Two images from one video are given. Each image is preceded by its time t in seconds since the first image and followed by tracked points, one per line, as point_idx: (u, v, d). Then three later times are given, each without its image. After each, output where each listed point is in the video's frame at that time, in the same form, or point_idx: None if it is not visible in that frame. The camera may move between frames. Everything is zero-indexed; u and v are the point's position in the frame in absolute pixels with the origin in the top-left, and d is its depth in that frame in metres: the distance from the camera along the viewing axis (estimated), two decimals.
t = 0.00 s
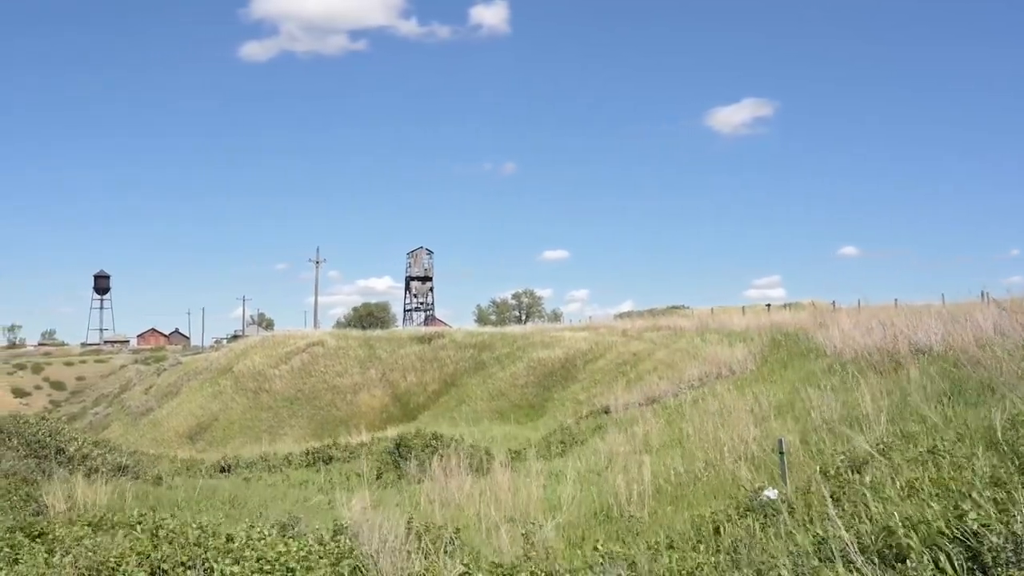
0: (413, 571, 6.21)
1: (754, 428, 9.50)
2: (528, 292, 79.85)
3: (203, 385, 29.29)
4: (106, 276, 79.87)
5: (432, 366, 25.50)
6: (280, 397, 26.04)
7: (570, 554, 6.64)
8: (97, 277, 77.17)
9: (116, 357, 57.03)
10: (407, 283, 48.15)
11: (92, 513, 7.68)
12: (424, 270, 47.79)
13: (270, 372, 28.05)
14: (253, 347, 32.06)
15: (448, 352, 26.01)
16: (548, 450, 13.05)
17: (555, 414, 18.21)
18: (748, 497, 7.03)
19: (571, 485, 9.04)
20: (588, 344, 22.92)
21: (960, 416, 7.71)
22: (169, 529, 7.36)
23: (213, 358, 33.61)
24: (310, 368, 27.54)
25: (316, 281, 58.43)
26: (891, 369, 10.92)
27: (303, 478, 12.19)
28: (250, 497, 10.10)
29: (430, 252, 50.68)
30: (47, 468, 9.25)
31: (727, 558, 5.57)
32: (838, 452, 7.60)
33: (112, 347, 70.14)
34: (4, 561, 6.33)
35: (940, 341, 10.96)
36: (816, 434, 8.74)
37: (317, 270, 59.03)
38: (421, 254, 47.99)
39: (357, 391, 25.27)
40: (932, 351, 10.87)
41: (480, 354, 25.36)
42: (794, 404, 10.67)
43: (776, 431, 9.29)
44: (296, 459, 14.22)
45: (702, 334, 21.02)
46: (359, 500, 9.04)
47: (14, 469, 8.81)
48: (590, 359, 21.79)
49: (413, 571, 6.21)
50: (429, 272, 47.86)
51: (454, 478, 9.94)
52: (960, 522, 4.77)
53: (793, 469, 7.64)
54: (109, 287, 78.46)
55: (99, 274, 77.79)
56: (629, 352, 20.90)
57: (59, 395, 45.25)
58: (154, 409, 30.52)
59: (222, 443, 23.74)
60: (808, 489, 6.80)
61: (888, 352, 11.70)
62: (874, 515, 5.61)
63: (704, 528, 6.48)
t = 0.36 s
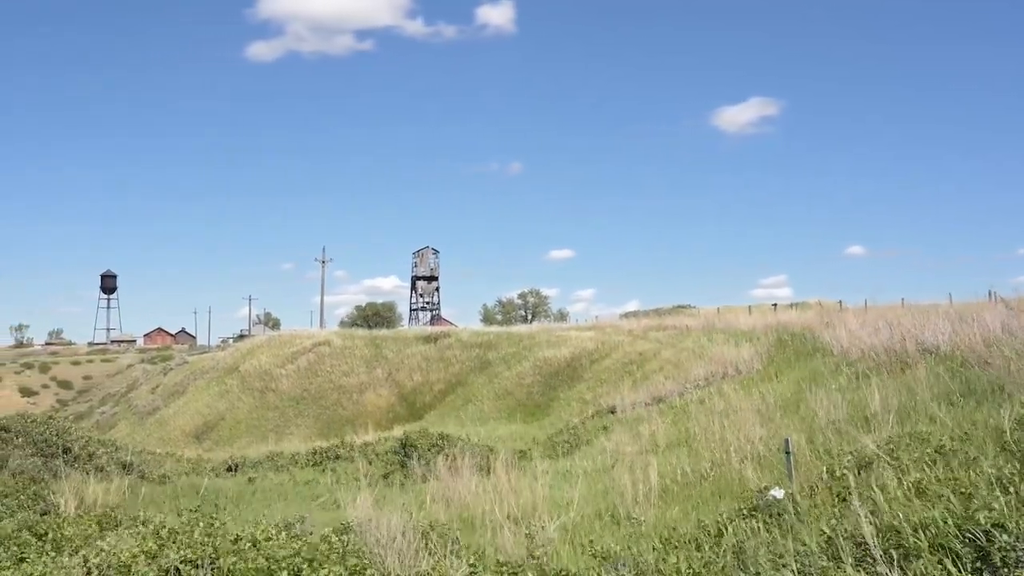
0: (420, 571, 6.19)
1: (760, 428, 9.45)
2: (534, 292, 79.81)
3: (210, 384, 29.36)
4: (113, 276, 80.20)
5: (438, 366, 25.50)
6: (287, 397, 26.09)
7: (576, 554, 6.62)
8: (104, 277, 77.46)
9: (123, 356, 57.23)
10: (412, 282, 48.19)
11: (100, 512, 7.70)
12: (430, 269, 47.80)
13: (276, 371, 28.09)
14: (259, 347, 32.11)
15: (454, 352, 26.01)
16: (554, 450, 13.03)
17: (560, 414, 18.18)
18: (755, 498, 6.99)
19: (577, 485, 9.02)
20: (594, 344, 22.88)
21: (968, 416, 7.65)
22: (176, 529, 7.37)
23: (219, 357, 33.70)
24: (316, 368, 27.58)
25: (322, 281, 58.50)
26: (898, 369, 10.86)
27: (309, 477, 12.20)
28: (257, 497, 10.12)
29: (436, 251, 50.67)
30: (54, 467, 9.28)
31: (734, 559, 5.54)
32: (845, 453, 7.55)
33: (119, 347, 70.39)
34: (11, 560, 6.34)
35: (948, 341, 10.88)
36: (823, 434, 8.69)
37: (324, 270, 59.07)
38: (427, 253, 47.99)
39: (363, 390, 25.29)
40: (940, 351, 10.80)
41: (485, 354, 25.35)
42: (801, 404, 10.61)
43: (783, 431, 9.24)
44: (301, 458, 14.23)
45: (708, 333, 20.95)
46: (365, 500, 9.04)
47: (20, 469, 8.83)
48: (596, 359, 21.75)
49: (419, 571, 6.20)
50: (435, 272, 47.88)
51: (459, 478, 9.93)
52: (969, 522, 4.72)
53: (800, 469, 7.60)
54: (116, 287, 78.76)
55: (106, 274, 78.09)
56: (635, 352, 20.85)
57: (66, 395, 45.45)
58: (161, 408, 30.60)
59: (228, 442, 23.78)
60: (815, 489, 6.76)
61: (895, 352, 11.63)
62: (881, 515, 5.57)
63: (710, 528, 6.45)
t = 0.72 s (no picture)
0: (427, 571, 6.17)
1: (767, 428, 9.41)
2: (541, 292, 79.77)
3: (217, 384, 29.46)
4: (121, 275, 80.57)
5: (445, 365, 25.51)
6: (293, 396, 26.15)
7: (584, 553, 6.60)
8: (112, 276, 77.83)
9: (130, 356, 57.43)
10: (419, 282, 48.22)
11: (108, 510, 7.74)
12: (436, 269, 47.82)
13: (283, 371, 28.16)
14: (267, 347, 32.20)
15: (461, 352, 26.02)
16: (560, 449, 13.02)
17: (567, 413, 18.16)
18: (761, 497, 6.96)
19: (584, 484, 9.01)
20: (600, 343, 22.85)
21: (976, 416, 7.59)
22: (184, 528, 7.39)
23: (226, 357, 33.82)
24: (323, 367, 27.63)
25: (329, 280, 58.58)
26: (906, 369, 10.78)
27: (316, 476, 12.23)
28: (264, 495, 10.15)
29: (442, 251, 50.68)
30: (62, 466, 9.32)
31: (743, 558, 5.51)
32: (852, 453, 7.50)
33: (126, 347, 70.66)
34: (20, 558, 6.37)
35: (956, 341, 10.80)
36: (830, 434, 8.64)
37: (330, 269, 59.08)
38: (433, 253, 47.97)
39: (370, 390, 25.33)
40: (948, 351, 10.72)
41: (491, 353, 25.35)
42: (808, 404, 10.55)
43: (789, 431, 9.19)
44: (307, 457, 14.26)
45: (716, 333, 20.86)
46: (372, 499, 9.06)
47: (29, 467, 8.87)
48: (603, 358, 21.71)
49: (427, 571, 6.19)
50: (441, 271, 47.90)
51: (466, 477, 9.94)
52: (977, 522, 4.69)
53: (806, 469, 7.56)
54: (123, 287, 79.11)
55: (114, 273, 78.45)
56: (642, 351, 20.80)
57: (74, 394, 45.74)
58: (169, 407, 30.73)
59: (235, 441, 23.86)
60: (821, 489, 6.72)
61: (903, 352, 11.56)
62: (888, 515, 5.54)
63: (717, 529, 6.42)
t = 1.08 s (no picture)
0: (434, 570, 6.15)
1: (774, 428, 9.36)
2: (547, 291, 79.72)
3: (224, 383, 29.58)
4: (129, 274, 80.96)
5: (451, 364, 25.52)
6: (300, 395, 26.22)
7: (591, 552, 6.59)
8: (119, 275, 78.22)
9: (137, 354, 57.71)
10: (426, 281, 48.29)
11: (116, 509, 7.76)
12: (443, 268, 47.86)
13: (290, 370, 28.25)
14: (274, 345, 32.31)
15: (467, 351, 26.04)
16: (567, 448, 13.02)
17: (573, 412, 18.15)
18: (768, 497, 6.92)
19: (591, 483, 9.00)
20: (607, 342, 22.82)
21: (984, 416, 7.53)
22: (191, 526, 7.41)
23: (234, 356, 33.93)
24: (330, 366, 27.68)
25: (335, 279, 58.65)
26: (913, 368, 10.72)
27: (323, 475, 12.26)
28: (271, 494, 10.18)
29: (449, 250, 50.68)
30: (70, 465, 9.36)
31: (752, 558, 5.48)
32: (859, 453, 7.45)
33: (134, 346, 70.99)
34: (28, 556, 6.39)
35: (964, 341, 10.73)
36: (836, 434, 8.59)
37: (337, 268, 59.11)
38: (440, 252, 48.00)
39: (376, 389, 25.38)
40: (956, 351, 10.65)
41: (498, 353, 25.33)
42: (814, 403, 10.51)
43: (796, 430, 9.15)
44: (314, 456, 14.27)
45: (723, 332, 20.80)
46: (379, 498, 9.07)
47: (37, 466, 8.91)
48: (609, 357, 21.68)
49: (434, 570, 6.19)
50: (448, 271, 47.95)
51: (472, 476, 9.95)
52: (984, 522, 4.64)
53: (814, 468, 7.51)
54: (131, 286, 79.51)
55: (121, 272, 78.82)
56: (649, 350, 20.77)
57: (82, 392, 46.05)
58: (176, 406, 30.89)
59: (242, 440, 23.96)
60: (829, 489, 6.67)
61: (910, 351, 11.49)
62: (895, 514, 5.49)
63: (723, 528, 6.39)
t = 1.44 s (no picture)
0: (442, 570, 6.13)
1: (783, 428, 9.30)
2: (556, 290, 79.63)
3: (233, 381, 29.70)
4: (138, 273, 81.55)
5: (460, 364, 25.53)
6: (309, 394, 26.30)
7: (598, 552, 6.57)
8: (129, 274, 78.67)
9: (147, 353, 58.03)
10: (434, 280, 48.34)
11: (127, 508, 7.79)
12: (451, 267, 47.88)
13: (299, 369, 28.35)
14: (283, 344, 32.42)
15: (476, 350, 26.04)
16: (575, 447, 12.99)
17: (582, 411, 18.12)
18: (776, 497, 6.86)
19: (600, 482, 8.97)
20: (616, 341, 22.76)
21: (995, 415, 7.44)
22: (200, 525, 7.44)
23: (243, 355, 34.08)
24: (338, 365, 27.75)
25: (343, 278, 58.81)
26: (923, 368, 10.63)
27: (332, 474, 12.28)
28: (279, 493, 10.21)
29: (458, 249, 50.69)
30: (80, 463, 9.42)
31: (759, 558, 5.43)
32: (868, 453, 7.37)
33: (144, 344, 71.41)
34: (38, 554, 6.43)
35: (974, 340, 10.62)
36: (845, 433, 8.51)
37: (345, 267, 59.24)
38: (448, 251, 47.99)
39: (385, 388, 25.43)
40: (966, 350, 10.55)
41: (506, 352, 25.30)
42: (823, 402, 10.43)
43: (805, 430, 9.08)
44: (323, 455, 14.30)
45: (732, 331, 20.70)
46: (387, 497, 9.08)
47: (47, 465, 8.96)
48: (618, 356, 21.63)
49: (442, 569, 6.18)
50: (457, 269, 47.96)
51: (480, 475, 9.94)
52: (993, 523, 4.58)
53: (823, 468, 7.45)
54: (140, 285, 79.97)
55: (131, 271, 79.29)
56: (658, 350, 20.70)
57: (91, 391, 46.39)
58: (185, 405, 31.05)
59: (251, 439, 24.05)
60: (837, 489, 6.61)
61: (920, 351, 11.39)
62: (904, 514, 5.43)
63: (730, 528, 6.35)
